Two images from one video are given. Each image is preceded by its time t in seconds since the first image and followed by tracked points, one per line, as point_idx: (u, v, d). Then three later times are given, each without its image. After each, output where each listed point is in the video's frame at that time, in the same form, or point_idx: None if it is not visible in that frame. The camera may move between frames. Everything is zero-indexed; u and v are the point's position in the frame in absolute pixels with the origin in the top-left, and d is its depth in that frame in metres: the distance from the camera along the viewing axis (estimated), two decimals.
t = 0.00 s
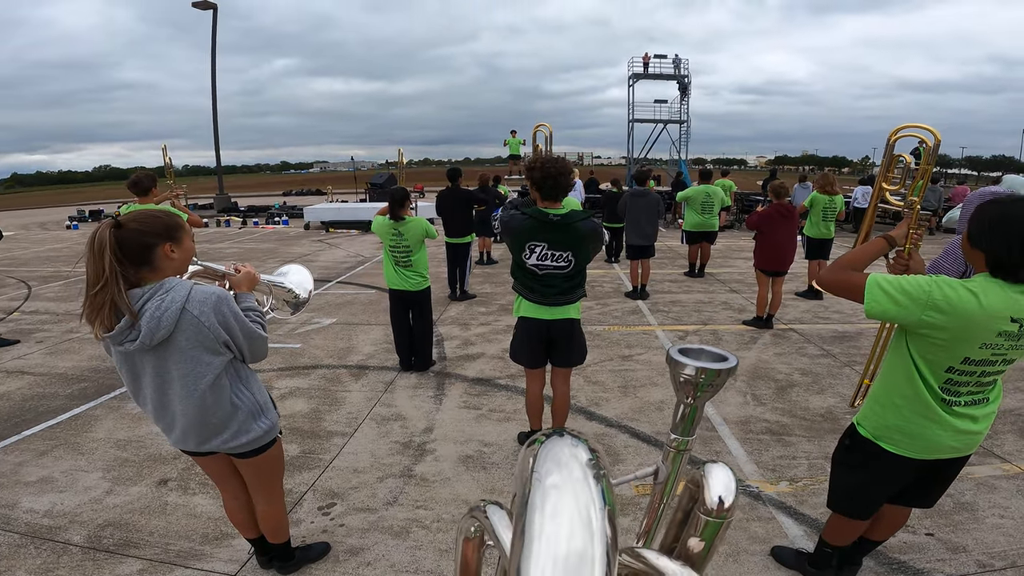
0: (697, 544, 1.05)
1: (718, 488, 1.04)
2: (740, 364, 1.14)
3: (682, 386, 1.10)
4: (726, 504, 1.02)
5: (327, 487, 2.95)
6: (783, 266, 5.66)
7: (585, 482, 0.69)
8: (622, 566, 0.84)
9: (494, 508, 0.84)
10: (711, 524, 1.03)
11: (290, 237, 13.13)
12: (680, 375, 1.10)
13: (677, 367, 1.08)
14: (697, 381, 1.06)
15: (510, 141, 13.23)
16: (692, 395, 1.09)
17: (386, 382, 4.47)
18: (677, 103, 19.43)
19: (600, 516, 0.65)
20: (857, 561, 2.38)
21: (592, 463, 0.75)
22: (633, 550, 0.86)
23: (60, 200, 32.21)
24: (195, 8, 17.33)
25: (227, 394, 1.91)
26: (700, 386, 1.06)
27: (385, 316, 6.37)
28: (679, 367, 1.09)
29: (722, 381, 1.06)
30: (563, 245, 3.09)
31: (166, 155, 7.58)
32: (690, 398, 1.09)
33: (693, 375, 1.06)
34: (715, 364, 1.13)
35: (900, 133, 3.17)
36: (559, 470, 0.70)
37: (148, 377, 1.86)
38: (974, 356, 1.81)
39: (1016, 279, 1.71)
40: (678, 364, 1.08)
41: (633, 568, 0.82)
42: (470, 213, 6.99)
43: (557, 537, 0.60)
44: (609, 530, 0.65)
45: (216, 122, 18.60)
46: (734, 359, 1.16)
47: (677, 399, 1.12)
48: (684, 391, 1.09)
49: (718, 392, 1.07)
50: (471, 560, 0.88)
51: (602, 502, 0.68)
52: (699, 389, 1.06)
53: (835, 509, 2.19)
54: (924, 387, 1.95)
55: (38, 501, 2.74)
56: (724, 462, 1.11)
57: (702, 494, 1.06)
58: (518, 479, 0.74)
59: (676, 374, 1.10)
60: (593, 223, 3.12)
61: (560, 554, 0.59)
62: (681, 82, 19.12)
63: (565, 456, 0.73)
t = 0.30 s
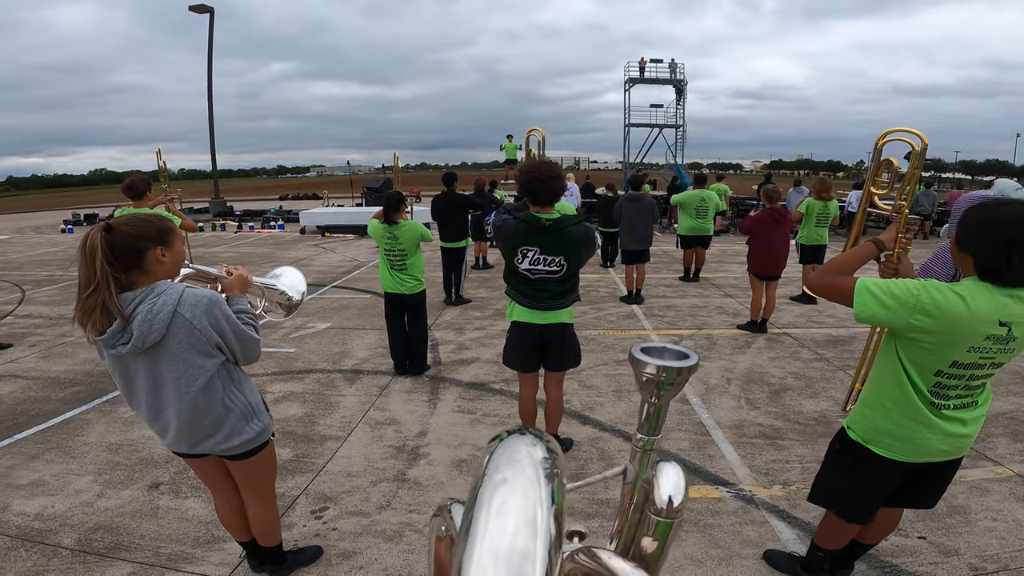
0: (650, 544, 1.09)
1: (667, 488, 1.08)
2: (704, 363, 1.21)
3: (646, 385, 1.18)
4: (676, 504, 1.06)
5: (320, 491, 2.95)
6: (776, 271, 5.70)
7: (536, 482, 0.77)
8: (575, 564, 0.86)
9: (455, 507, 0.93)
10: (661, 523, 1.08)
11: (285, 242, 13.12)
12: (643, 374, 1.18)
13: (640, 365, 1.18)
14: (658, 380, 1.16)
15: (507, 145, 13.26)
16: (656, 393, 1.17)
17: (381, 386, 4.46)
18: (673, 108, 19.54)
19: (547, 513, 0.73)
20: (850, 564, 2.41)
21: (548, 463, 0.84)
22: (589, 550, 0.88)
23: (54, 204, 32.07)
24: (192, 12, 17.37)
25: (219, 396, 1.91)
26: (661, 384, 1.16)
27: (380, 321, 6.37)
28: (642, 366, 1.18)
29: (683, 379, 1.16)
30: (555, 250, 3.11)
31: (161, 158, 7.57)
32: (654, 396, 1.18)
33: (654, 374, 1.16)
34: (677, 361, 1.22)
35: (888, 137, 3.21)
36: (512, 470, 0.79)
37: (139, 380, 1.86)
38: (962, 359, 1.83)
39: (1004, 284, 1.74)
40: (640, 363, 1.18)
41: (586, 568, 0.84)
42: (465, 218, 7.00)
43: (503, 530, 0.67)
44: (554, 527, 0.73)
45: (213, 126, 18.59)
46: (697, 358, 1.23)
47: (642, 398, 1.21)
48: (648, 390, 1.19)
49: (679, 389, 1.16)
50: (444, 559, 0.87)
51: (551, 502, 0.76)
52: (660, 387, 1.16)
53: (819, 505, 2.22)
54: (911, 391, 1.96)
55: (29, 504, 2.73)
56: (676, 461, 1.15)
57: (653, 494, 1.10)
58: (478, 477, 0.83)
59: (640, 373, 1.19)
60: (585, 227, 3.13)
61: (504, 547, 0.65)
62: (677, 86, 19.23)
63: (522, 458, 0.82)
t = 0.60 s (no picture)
0: (663, 547, 1.11)
1: (683, 491, 1.09)
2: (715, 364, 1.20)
3: (656, 385, 1.17)
4: (691, 506, 1.08)
5: (317, 494, 2.94)
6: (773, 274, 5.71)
7: (549, 483, 0.77)
8: (584, 566, 0.86)
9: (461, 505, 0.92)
10: (675, 525, 1.09)
11: (283, 244, 13.12)
12: (654, 374, 1.17)
13: (651, 366, 1.17)
14: (669, 380, 1.14)
15: (505, 148, 13.29)
16: (666, 394, 1.16)
17: (378, 389, 4.46)
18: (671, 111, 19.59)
19: (560, 514, 0.73)
20: (845, 567, 2.41)
21: (558, 463, 0.84)
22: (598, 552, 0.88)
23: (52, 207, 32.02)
24: (190, 14, 17.39)
25: (218, 398, 1.91)
26: (672, 385, 1.14)
27: (378, 324, 6.37)
28: (653, 366, 1.17)
29: (694, 380, 1.14)
30: (552, 253, 3.11)
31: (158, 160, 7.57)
32: (664, 397, 1.16)
33: (666, 374, 1.15)
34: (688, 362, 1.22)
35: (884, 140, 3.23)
36: (523, 469, 0.79)
37: (138, 381, 1.86)
38: (958, 362, 1.84)
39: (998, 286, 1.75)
40: (652, 363, 1.17)
41: (595, 570, 0.84)
42: (464, 220, 7.00)
43: (517, 533, 0.67)
44: (567, 529, 0.73)
45: (211, 128, 18.59)
46: (709, 359, 1.22)
47: (652, 398, 1.20)
48: (658, 391, 1.17)
49: (690, 390, 1.15)
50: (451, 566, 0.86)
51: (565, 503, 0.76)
52: (672, 388, 1.14)
53: (813, 511, 2.22)
54: (906, 393, 1.97)
55: (25, 506, 2.72)
56: (690, 463, 1.15)
57: (668, 496, 1.11)
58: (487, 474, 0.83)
59: (651, 373, 1.17)
60: (582, 231, 3.13)
61: (517, 550, 0.65)
62: (674, 89, 19.28)
63: (533, 457, 0.82)
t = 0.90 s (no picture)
0: (645, 530, 1.12)
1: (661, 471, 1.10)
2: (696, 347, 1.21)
3: (639, 370, 1.18)
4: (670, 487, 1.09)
5: (315, 496, 2.93)
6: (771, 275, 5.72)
7: (528, 468, 0.80)
8: (571, 552, 0.86)
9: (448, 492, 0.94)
10: (655, 506, 1.10)
11: (281, 246, 13.10)
12: (636, 359, 1.18)
13: (633, 350, 1.17)
14: (652, 364, 1.16)
15: (504, 149, 13.30)
16: (649, 379, 1.17)
17: (376, 391, 4.45)
18: (670, 113, 19.63)
19: (538, 500, 0.76)
20: (844, 568, 2.41)
21: (540, 448, 0.86)
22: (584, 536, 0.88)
23: (48, 208, 31.86)
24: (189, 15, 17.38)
25: (214, 399, 1.91)
26: (654, 369, 1.16)
27: (376, 325, 6.36)
28: (635, 351, 1.18)
29: (675, 364, 1.15)
30: (550, 255, 3.11)
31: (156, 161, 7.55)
32: (648, 382, 1.18)
33: (648, 359, 1.16)
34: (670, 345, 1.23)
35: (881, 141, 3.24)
36: (503, 454, 0.82)
37: (133, 383, 1.86)
38: (953, 363, 1.85)
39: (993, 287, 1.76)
40: (634, 348, 1.18)
41: (580, 555, 0.85)
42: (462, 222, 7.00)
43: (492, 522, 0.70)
44: (545, 513, 0.76)
45: (209, 130, 18.58)
46: (689, 342, 1.23)
47: (636, 384, 1.21)
48: (642, 376, 1.18)
49: (672, 372, 1.17)
50: (435, 552, 0.83)
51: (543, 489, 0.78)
52: (654, 372, 1.16)
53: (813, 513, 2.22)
54: (903, 394, 1.98)
55: (21, 508, 2.71)
56: (670, 444, 1.16)
57: (647, 478, 1.12)
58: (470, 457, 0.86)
59: (632, 359, 1.18)
60: (580, 233, 3.13)
61: (493, 536, 0.68)
62: (673, 91, 19.32)
63: (514, 442, 0.84)
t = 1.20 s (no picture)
0: (654, 521, 1.09)
1: (669, 460, 1.09)
2: (699, 338, 1.22)
3: (644, 364, 1.19)
4: (678, 476, 1.07)
5: (315, 496, 2.93)
6: (771, 275, 5.73)
7: (535, 461, 0.80)
8: (581, 543, 0.85)
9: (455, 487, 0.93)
10: (664, 494, 1.08)
11: (280, 247, 13.07)
12: (641, 353, 1.19)
13: (638, 344, 1.19)
14: (656, 357, 1.17)
15: (503, 150, 13.31)
16: (654, 372, 1.18)
17: (376, 392, 4.44)
18: (668, 113, 19.65)
19: (546, 491, 0.75)
20: (846, 568, 2.41)
21: (547, 441, 0.86)
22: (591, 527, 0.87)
23: (48, 210, 31.84)
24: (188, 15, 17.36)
25: (213, 399, 1.90)
26: (659, 362, 1.17)
27: (376, 326, 6.36)
28: (640, 345, 1.19)
29: (680, 355, 1.17)
30: (550, 255, 3.11)
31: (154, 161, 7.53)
32: (653, 375, 1.18)
33: (652, 352, 1.17)
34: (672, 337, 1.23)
35: (880, 141, 3.24)
36: (509, 446, 0.82)
37: (133, 381, 1.85)
38: (954, 362, 1.85)
39: (992, 287, 1.76)
40: (638, 341, 1.19)
41: (590, 546, 0.84)
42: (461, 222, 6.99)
43: (501, 512, 0.70)
44: (553, 503, 0.76)
45: (208, 130, 18.56)
46: (692, 334, 1.25)
47: (641, 377, 1.21)
48: (647, 370, 1.19)
49: (676, 366, 1.18)
50: (441, 548, 0.81)
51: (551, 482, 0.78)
52: (658, 365, 1.17)
53: (814, 512, 2.22)
54: (904, 393, 1.98)
55: (20, 509, 2.70)
56: (676, 433, 1.15)
57: (654, 466, 1.10)
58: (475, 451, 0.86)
59: (637, 353, 1.20)
60: (580, 233, 3.13)
61: (501, 529, 0.67)
62: (671, 91, 19.34)
63: (521, 435, 0.84)
